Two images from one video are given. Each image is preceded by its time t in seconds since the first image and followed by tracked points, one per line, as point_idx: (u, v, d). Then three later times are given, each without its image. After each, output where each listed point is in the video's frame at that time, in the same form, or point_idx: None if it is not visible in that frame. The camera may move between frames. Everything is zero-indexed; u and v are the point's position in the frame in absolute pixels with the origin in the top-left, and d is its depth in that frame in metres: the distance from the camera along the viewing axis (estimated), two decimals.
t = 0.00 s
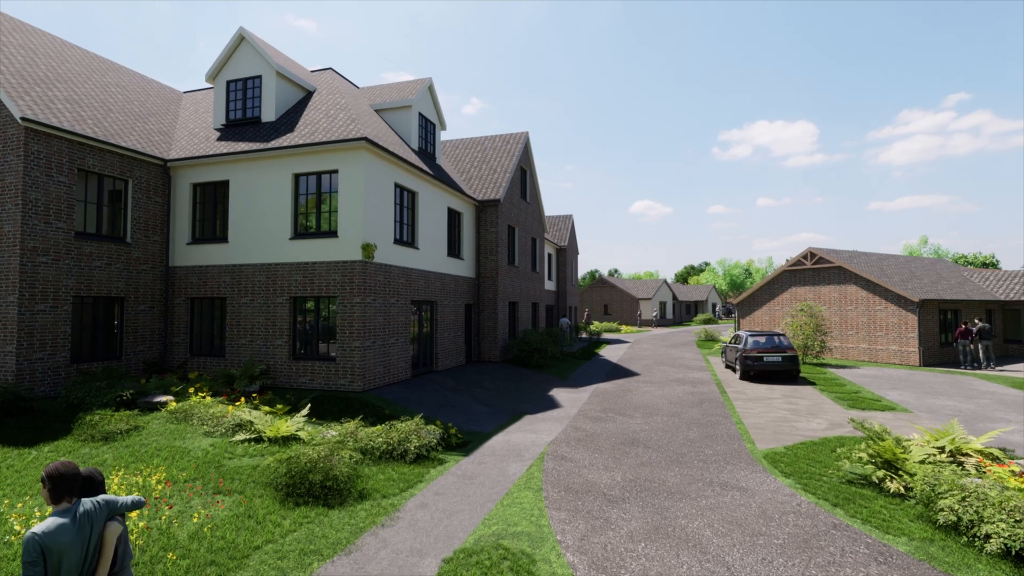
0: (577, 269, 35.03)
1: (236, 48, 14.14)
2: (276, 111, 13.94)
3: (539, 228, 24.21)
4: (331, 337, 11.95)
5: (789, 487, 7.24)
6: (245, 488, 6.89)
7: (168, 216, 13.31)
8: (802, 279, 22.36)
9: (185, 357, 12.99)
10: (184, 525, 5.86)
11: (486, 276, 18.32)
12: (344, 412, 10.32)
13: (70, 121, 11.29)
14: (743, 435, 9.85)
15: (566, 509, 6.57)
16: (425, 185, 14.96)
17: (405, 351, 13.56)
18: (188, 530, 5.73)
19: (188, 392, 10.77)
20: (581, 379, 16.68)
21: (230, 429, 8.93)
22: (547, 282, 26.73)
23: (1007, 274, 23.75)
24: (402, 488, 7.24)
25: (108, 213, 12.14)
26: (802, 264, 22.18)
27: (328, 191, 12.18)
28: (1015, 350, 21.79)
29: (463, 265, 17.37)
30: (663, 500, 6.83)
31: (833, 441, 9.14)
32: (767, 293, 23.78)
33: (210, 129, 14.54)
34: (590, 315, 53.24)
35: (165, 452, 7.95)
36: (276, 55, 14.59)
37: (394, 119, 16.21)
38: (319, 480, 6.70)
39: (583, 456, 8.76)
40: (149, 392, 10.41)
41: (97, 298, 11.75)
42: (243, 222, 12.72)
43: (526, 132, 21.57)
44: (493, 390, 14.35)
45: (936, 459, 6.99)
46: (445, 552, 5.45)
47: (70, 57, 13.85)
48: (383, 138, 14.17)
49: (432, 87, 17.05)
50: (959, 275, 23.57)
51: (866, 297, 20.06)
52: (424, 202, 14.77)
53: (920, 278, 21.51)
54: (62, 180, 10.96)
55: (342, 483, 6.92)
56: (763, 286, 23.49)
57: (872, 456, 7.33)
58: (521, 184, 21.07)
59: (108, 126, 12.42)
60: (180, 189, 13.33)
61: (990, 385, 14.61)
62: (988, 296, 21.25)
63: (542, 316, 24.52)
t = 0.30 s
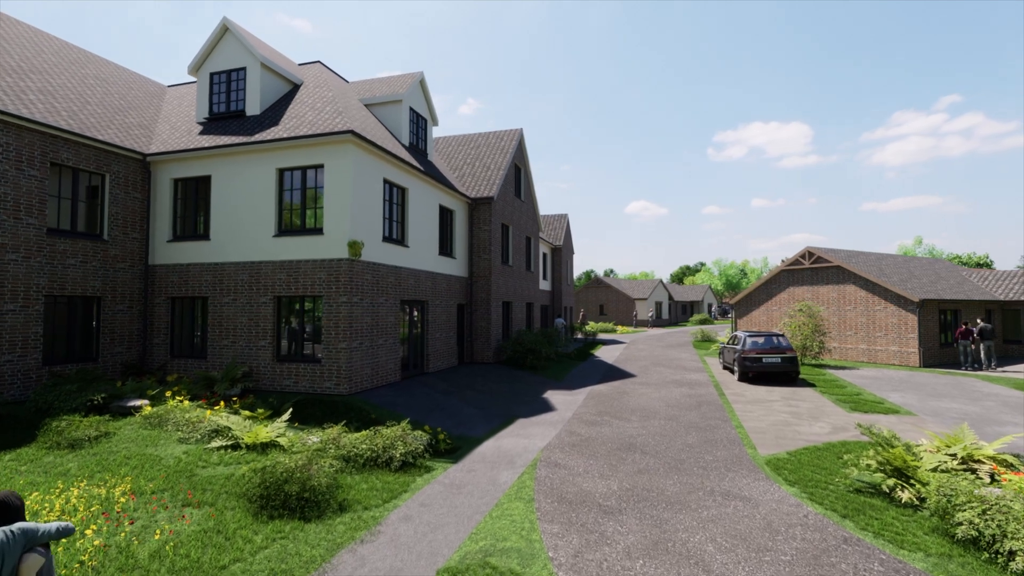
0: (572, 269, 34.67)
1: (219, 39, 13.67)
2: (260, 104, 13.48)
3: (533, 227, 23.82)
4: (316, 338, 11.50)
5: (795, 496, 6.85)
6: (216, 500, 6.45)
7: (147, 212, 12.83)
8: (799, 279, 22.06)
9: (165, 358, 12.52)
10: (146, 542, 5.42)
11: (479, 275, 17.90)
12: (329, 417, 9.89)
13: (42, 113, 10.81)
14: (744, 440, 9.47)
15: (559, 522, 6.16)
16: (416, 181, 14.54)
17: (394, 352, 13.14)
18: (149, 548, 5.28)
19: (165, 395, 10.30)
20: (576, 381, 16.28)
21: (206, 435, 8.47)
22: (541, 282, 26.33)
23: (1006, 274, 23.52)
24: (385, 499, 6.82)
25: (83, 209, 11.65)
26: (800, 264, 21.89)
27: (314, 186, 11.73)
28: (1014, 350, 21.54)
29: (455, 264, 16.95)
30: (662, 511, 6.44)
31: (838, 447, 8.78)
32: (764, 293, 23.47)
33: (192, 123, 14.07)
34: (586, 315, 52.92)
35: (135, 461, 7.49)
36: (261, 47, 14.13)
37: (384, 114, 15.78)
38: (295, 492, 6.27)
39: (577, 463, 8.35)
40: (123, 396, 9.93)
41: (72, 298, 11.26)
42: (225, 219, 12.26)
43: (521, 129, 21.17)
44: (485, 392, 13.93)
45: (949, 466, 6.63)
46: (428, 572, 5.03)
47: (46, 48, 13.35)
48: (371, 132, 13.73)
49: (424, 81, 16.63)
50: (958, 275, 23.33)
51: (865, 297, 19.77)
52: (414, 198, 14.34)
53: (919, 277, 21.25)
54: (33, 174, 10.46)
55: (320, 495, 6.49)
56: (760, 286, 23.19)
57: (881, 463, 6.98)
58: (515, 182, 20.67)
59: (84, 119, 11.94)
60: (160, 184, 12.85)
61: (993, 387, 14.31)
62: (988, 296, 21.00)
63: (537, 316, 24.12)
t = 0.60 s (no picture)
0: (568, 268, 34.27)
1: (201, 29, 13.18)
2: (244, 96, 13.00)
3: (528, 226, 23.42)
4: (300, 339, 11.03)
5: (801, 507, 6.45)
6: (183, 515, 5.99)
7: (125, 208, 12.33)
8: (798, 279, 21.74)
9: (143, 360, 12.03)
10: (99, 563, 4.95)
11: (472, 274, 17.47)
12: (311, 423, 9.43)
13: (11, 103, 10.30)
14: (745, 445, 9.08)
15: (551, 537, 5.73)
16: (406, 177, 14.08)
17: (383, 354, 12.68)
18: (102, 570, 4.82)
19: (139, 399, 9.82)
20: (571, 383, 15.88)
21: (179, 442, 8.00)
22: (536, 282, 25.95)
23: (1005, 273, 23.27)
24: (365, 512, 6.37)
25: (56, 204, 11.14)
26: (799, 263, 21.58)
27: (298, 181, 11.26)
28: (1015, 351, 21.29)
29: (447, 263, 16.51)
30: (661, 524, 6.02)
31: (844, 453, 8.40)
32: (762, 293, 23.14)
33: (173, 116, 13.58)
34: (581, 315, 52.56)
35: (99, 470, 7.02)
36: (245, 37, 13.66)
37: (374, 108, 15.32)
38: (267, 505, 5.81)
39: (571, 471, 7.92)
40: (94, 401, 9.45)
41: (43, 297, 10.75)
42: (206, 215, 11.78)
43: (515, 125, 20.75)
44: (477, 395, 13.50)
45: (966, 475, 6.25)
46: None
47: (20, 37, 12.85)
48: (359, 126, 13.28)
49: (415, 75, 16.19)
50: (957, 275, 23.06)
51: (865, 297, 19.45)
52: (404, 194, 13.89)
53: (918, 277, 20.96)
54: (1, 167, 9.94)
55: (295, 508, 6.04)
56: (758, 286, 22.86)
57: (892, 472, 6.61)
58: (509, 179, 20.25)
59: (58, 111, 11.45)
60: (139, 179, 12.36)
61: (996, 388, 13.99)
62: (988, 295, 20.72)
63: (531, 317, 23.70)
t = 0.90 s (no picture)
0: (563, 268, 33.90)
1: (183, 19, 12.72)
2: (227, 88, 12.55)
3: (523, 224, 23.02)
4: (283, 340, 10.58)
5: (810, 519, 6.07)
6: (146, 530, 5.55)
7: (102, 204, 11.85)
8: (796, 278, 21.43)
9: (121, 362, 11.56)
10: None
11: (465, 273, 17.05)
12: (294, 428, 9.00)
13: None
14: (748, 451, 8.71)
15: (543, 553, 5.32)
16: (396, 173, 13.64)
17: (371, 355, 12.26)
18: None
19: (113, 404, 9.35)
20: (566, 384, 15.49)
21: (150, 450, 7.55)
22: (531, 282, 25.55)
23: (1005, 273, 23.02)
24: (345, 526, 5.94)
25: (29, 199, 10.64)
26: (797, 263, 21.29)
27: (282, 176, 10.81)
28: (1015, 351, 21.03)
29: (439, 261, 16.08)
30: (661, 539, 5.62)
31: (851, 460, 8.04)
32: (760, 293, 22.82)
33: (154, 109, 13.11)
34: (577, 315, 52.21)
35: (62, 480, 6.57)
36: (229, 28, 13.20)
37: (363, 102, 14.89)
38: (237, 520, 5.38)
39: (565, 479, 7.52)
40: (64, 406, 8.98)
41: (13, 296, 10.26)
42: (186, 210, 11.31)
43: (509, 122, 20.34)
44: (470, 397, 13.07)
45: (984, 485, 5.88)
46: None
47: None
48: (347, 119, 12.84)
49: (406, 68, 15.78)
50: (957, 275, 22.79)
51: (865, 297, 19.14)
52: (394, 190, 13.46)
53: (918, 277, 20.67)
54: None
55: (268, 523, 5.60)
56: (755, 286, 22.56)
57: (904, 481, 6.23)
58: (503, 176, 19.85)
59: (31, 101, 10.97)
60: (117, 173, 11.89)
61: (1001, 390, 13.68)
62: (989, 295, 20.44)
63: (526, 317, 23.29)
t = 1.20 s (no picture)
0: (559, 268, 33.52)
1: (163, 7, 12.23)
2: (209, 79, 12.07)
3: (518, 223, 22.60)
4: (265, 342, 10.11)
5: (821, 534, 5.66)
6: (102, 550, 5.09)
7: (77, 199, 11.35)
8: (796, 278, 21.11)
9: (97, 365, 11.07)
10: None
11: (457, 272, 16.61)
12: (274, 434, 8.55)
13: None
14: (751, 457, 8.32)
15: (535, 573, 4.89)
16: (385, 168, 13.19)
17: (359, 357, 11.80)
18: None
19: (83, 408, 8.86)
20: (561, 386, 15.08)
21: (117, 459, 7.08)
22: (526, 281, 25.15)
23: (1006, 272, 22.75)
24: (320, 543, 5.49)
25: None
26: (797, 262, 20.98)
27: (264, 169, 10.35)
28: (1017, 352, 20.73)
29: (431, 260, 15.64)
30: (662, 556, 5.21)
31: (860, 468, 7.67)
32: (759, 293, 22.50)
33: (134, 101, 12.62)
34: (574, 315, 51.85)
35: (17, 493, 6.10)
36: (212, 17, 12.73)
37: (352, 95, 14.43)
38: (199, 540, 4.92)
39: (560, 489, 7.09)
40: (31, 411, 8.50)
41: None
42: (164, 205, 10.82)
43: (504, 118, 19.92)
44: (462, 400, 12.63)
45: (1008, 497, 5.49)
46: None
47: None
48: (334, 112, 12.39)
49: (397, 61, 15.33)
50: (957, 274, 22.49)
51: (865, 297, 18.81)
52: (384, 186, 13.01)
53: (919, 276, 20.36)
54: None
55: (236, 541, 5.15)
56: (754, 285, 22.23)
57: (921, 491, 5.83)
58: (497, 173, 19.42)
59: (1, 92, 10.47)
60: (93, 167, 11.39)
61: (1007, 392, 13.35)
62: (990, 295, 20.13)
63: (521, 317, 22.88)
